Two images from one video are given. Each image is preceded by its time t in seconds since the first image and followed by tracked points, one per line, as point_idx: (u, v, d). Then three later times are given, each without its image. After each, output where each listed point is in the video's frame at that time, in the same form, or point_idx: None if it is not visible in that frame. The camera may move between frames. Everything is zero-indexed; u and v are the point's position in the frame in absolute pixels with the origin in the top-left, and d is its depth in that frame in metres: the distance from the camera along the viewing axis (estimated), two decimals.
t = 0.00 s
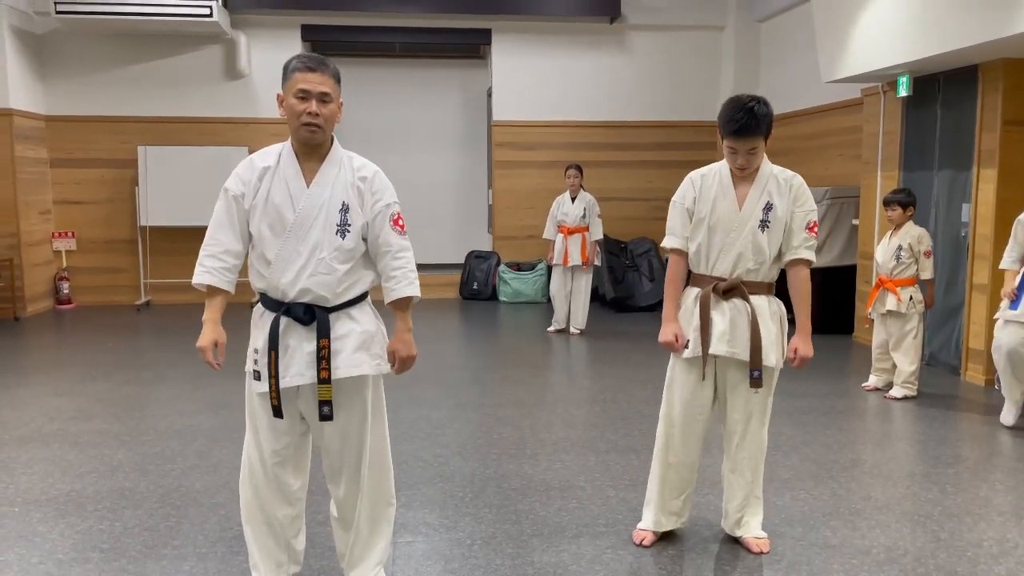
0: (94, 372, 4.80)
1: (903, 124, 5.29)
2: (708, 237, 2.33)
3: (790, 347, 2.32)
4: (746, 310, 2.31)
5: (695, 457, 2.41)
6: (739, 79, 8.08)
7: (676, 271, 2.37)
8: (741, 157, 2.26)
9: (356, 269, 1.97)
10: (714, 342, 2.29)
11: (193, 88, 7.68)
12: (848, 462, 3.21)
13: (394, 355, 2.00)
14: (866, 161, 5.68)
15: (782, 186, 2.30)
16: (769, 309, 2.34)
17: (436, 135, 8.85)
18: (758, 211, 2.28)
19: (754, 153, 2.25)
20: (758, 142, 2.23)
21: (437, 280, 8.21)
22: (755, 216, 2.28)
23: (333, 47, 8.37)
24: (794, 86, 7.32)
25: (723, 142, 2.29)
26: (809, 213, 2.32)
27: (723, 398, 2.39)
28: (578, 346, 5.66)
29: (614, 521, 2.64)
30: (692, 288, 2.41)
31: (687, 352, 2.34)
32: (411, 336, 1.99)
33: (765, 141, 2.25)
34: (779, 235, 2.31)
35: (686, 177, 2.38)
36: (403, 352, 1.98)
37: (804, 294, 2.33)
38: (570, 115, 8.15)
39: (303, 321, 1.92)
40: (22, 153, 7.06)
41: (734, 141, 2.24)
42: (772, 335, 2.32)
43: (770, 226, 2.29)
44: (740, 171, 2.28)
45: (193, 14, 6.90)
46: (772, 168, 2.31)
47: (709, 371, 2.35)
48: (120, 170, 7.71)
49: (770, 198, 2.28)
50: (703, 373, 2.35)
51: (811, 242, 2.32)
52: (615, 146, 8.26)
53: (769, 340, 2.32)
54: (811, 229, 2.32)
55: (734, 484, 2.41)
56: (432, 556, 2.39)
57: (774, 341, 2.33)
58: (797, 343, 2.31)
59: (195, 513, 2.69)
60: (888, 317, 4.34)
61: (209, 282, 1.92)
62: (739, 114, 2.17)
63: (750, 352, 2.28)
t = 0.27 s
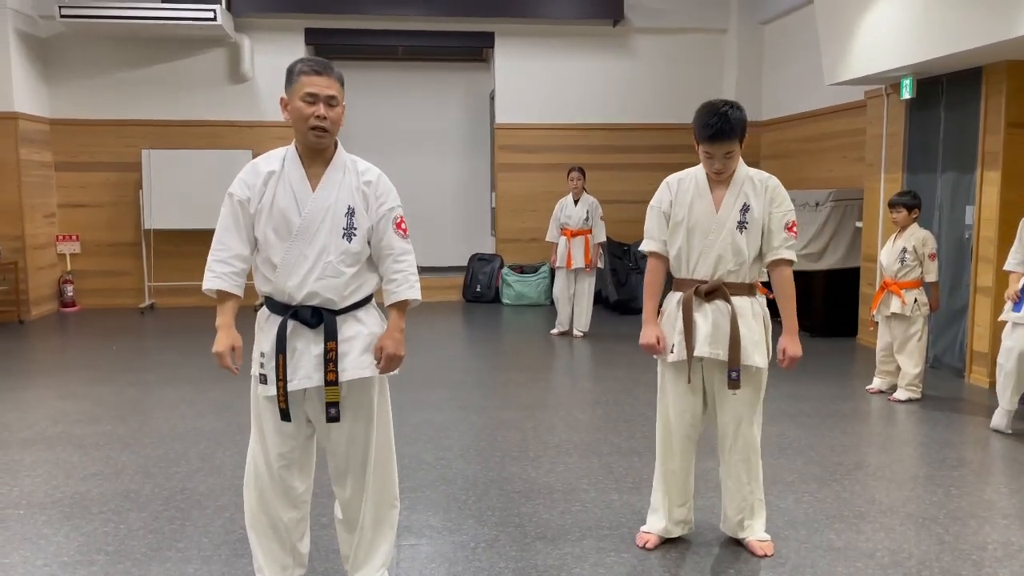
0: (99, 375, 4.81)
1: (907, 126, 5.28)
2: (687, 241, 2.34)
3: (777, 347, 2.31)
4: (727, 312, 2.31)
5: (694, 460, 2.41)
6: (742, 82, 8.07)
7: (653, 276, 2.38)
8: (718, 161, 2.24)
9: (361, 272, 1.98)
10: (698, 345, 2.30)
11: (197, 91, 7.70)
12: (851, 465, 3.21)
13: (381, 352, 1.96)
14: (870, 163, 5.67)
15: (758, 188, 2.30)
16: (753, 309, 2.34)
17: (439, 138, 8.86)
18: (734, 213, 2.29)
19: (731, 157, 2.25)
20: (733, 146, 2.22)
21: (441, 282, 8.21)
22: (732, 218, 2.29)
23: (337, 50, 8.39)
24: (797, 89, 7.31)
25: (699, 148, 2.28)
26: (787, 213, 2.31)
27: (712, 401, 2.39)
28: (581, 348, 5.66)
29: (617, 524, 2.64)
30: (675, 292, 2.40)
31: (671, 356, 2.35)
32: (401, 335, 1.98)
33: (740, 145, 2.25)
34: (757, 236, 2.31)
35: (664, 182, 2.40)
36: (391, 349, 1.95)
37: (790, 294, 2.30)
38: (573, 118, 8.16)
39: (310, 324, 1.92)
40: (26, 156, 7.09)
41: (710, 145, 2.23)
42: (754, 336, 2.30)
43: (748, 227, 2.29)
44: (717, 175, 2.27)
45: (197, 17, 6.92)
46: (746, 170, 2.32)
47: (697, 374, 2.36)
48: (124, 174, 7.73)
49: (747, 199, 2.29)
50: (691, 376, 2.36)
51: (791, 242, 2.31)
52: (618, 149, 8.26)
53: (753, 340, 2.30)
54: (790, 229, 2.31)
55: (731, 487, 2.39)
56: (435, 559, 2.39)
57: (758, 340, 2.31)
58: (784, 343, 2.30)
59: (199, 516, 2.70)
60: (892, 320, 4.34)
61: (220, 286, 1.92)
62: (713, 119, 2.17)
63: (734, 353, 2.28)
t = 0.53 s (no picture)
0: (105, 377, 4.82)
1: (912, 127, 5.28)
2: (667, 245, 2.34)
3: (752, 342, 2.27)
4: (714, 313, 2.32)
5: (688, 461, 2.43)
6: (747, 83, 8.06)
7: (631, 281, 2.39)
8: (693, 165, 2.26)
9: (369, 274, 1.99)
10: (688, 347, 2.31)
11: (202, 94, 7.73)
12: (857, 467, 3.20)
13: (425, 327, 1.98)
14: (875, 165, 5.67)
15: (733, 187, 2.31)
16: (738, 308, 2.35)
17: (443, 140, 8.87)
18: (713, 214, 2.29)
19: (705, 161, 2.26)
20: (708, 150, 2.24)
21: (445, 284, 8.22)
22: (711, 220, 2.29)
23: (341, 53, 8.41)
24: (802, 90, 7.30)
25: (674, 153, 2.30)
26: (763, 210, 2.32)
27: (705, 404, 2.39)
28: (586, 351, 5.66)
29: (622, 526, 2.64)
30: (659, 295, 2.42)
31: (660, 360, 2.36)
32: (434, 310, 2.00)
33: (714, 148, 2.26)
34: (737, 235, 2.32)
35: (640, 188, 2.40)
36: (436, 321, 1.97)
37: (764, 289, 2.28)
38: (578, 120, 8.17)
39: (318, 326, 1.93)
40: (32, 160, 7.12)
41: (684, 151, 2.24)
42: (738, 334, 2.30)
43: (727, 227, 2.30)
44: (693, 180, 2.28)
45: (202, 21, 6.95)
46: (721, 170, 2.32)
47: (687, 376, 2.37)
48: (130, 177, 7.75)
49: (723, 199, 2.30)
50: (681, 379, 2.37)
51: (768, 238, 2.31)
52: (622, 151, 8.27)
53: (740, 338, 2.29)
54: (767, 225, 2.32)
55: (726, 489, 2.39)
56: (441, 561, 2.39)
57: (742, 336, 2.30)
58: (757, 337, 2.25)
59: (204, 518, 2.71)
60: (898, 322, 4.32)
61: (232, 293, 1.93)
62: (685, 125, 2.19)
63: (719, 353, 2.28)
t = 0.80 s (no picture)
0: (110, 379, 4.84)
1: (916, 129, 5.27)
2: (659, 250, 2.34)
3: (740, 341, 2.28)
4: (709, 314, 2.33)
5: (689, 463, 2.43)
6: (750, 85, 8.06)
7: (622, 287, 2.38)
8: (679, 157, 2.26)
9: (375, 275, 2.00)
10: (686, 349, 2.32)
11: (207, 97, 7.75)
12: (862, 469, 3.20)
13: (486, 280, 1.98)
14: (879, 166, 5.66)
15: (720, 189, 2.32)
16: (730, 308, 2.36)
17: (447, 142, 8.89)
18: (702, 217, 2.30)
19: (691, 154, 2.27)
20: (693, 142, 2.25)
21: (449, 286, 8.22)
22: (700, 222, 2.30)
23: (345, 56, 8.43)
24: (805, 92, 7.30)
25: (659, 150, 2.31)
26: (750, 211, 2.33)
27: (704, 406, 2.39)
28: (589, 353, 5.66)
29: (625, 528, 2.64)
30: (650, 298, 2.41)
31: (657, 362, 2.36)
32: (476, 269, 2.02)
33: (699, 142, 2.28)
34: (726, 238, 2.33)
35: (626, 195, 2.40)
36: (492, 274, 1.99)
37: (753, 290, 2.31)
38: (581, 122, 8.17)
39: (326, 327, 1.94)
40: (38, 163, 7.14)
41: (669, 142, 2.25)
42: (733, 333, 2.32)
43: (717, 229, 2.31)
44: (679, 173, 2.28)
45: (207, 24, 6.97)
46: (707, 172, 2.33)
47: (685, 377, 2.37)
48: (135, 179, 7.78)
49: (712, 201, 2.30)
50: (682, 381, 2.37)
51: (756, 239, 2.33)
52: (626, 153, 8.27)
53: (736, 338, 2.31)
54: (754, 226, 2.33)
55: (728, 491, 2.38)
56: (445, 563, 2.40)
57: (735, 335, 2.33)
58: (745, 337, 2.26)
59: (210, 519, 2.71)
60: (901, 324, 4.31)
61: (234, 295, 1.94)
62: (670, 116, 2.21)
63: (718, 354, 2.29)
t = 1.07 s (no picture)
0: (113, 381, 4.84)
1: (920, 130, 5.26)
2: (660, 252, 2.34)
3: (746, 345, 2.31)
4: (711, 317, 2.32)
5: (688, 464, 2.42)
6: (753, 86, 8.06)
7: (626, 288, 2.37)
8: (679, 147, 2.27)
9: (380, 276, 2.00)
10: (687, 352, 2.31)
11: (210, 99, 7.77)
12: (866, 471, 3.19)
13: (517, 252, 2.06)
14: (882, 167, 5.65)
15: (721, 192, 2.32)
16: (733, 312, 2.36)
17: (450, 144, 8.89)
18: (703, 219, 2.29)
19: (692, 146, 2.28)
20: (694, 133, 2.26)
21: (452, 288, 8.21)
22: (702, 224, 2.29)
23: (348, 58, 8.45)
24: (808, 93, 7.30)
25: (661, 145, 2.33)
26: (751, 215, 2.33)
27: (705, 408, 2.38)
28: (592, 354, 5.66)
29: (628, 530, 2.63)
30: (652, 300, 2.41)
31: (658, 364, 2.35)
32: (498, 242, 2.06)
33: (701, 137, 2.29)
34: (728, 241, 2.32)
35: (629, 198, 2.41)
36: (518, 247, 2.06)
37: (756, 294, 2.31)
38: (584, 124, 8.17)
39: (330, 329, 1.94)
40: (42, 165, 7.16)
41: (670, 131, 2.26)
42: (735, 337, 2.31)
43: (718, 232, 2.30)
44: (679, 164, 2.28)
45: (211, 26, 6.99)
46: (708, 175, 2.34)
47: (684, 379, 2.37)
48: (138, 182, 7.80)
49: (713, 205, 2.30)
50: (681, 383, 2.37)
51: (757, 244, 2.32)
52: (629, 154, 8.27)
53: (738, 342, 2.31)
54: (756, 230, 2.32)
55: (728, 494, 2.38)
56: (447, 565, 2.39)
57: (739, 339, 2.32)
58: (750, 342, 2.30)
59: (213, 521, 2.71)
60: (905, 326, 4.31)
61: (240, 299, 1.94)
62: (672, 106, 2.25)
63: (720, 356, 2.28)
